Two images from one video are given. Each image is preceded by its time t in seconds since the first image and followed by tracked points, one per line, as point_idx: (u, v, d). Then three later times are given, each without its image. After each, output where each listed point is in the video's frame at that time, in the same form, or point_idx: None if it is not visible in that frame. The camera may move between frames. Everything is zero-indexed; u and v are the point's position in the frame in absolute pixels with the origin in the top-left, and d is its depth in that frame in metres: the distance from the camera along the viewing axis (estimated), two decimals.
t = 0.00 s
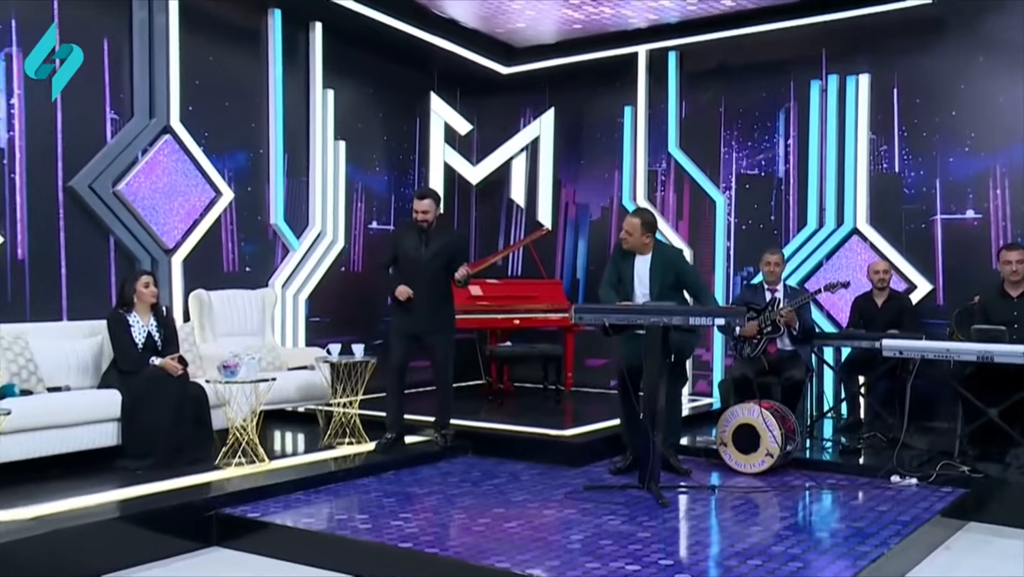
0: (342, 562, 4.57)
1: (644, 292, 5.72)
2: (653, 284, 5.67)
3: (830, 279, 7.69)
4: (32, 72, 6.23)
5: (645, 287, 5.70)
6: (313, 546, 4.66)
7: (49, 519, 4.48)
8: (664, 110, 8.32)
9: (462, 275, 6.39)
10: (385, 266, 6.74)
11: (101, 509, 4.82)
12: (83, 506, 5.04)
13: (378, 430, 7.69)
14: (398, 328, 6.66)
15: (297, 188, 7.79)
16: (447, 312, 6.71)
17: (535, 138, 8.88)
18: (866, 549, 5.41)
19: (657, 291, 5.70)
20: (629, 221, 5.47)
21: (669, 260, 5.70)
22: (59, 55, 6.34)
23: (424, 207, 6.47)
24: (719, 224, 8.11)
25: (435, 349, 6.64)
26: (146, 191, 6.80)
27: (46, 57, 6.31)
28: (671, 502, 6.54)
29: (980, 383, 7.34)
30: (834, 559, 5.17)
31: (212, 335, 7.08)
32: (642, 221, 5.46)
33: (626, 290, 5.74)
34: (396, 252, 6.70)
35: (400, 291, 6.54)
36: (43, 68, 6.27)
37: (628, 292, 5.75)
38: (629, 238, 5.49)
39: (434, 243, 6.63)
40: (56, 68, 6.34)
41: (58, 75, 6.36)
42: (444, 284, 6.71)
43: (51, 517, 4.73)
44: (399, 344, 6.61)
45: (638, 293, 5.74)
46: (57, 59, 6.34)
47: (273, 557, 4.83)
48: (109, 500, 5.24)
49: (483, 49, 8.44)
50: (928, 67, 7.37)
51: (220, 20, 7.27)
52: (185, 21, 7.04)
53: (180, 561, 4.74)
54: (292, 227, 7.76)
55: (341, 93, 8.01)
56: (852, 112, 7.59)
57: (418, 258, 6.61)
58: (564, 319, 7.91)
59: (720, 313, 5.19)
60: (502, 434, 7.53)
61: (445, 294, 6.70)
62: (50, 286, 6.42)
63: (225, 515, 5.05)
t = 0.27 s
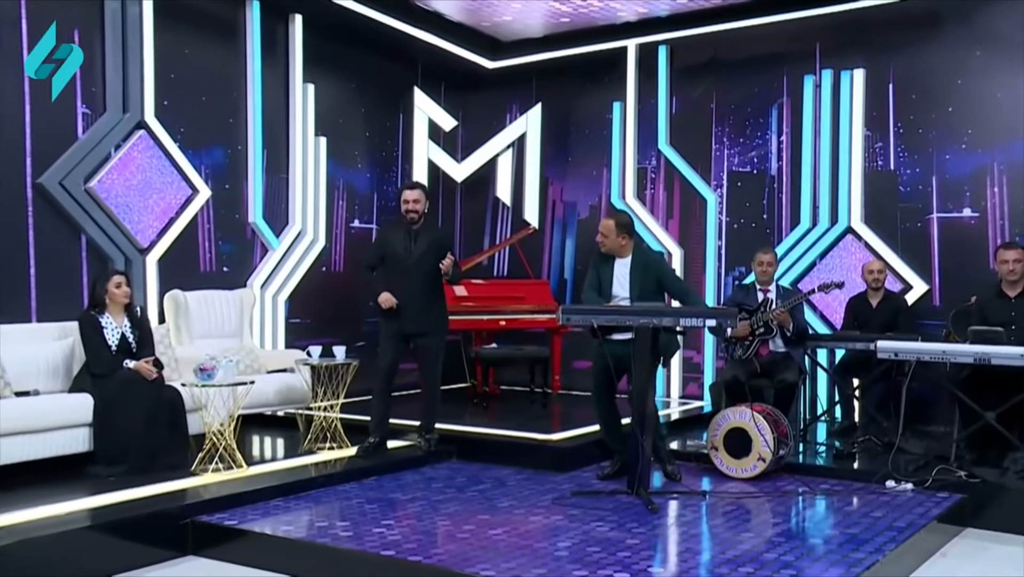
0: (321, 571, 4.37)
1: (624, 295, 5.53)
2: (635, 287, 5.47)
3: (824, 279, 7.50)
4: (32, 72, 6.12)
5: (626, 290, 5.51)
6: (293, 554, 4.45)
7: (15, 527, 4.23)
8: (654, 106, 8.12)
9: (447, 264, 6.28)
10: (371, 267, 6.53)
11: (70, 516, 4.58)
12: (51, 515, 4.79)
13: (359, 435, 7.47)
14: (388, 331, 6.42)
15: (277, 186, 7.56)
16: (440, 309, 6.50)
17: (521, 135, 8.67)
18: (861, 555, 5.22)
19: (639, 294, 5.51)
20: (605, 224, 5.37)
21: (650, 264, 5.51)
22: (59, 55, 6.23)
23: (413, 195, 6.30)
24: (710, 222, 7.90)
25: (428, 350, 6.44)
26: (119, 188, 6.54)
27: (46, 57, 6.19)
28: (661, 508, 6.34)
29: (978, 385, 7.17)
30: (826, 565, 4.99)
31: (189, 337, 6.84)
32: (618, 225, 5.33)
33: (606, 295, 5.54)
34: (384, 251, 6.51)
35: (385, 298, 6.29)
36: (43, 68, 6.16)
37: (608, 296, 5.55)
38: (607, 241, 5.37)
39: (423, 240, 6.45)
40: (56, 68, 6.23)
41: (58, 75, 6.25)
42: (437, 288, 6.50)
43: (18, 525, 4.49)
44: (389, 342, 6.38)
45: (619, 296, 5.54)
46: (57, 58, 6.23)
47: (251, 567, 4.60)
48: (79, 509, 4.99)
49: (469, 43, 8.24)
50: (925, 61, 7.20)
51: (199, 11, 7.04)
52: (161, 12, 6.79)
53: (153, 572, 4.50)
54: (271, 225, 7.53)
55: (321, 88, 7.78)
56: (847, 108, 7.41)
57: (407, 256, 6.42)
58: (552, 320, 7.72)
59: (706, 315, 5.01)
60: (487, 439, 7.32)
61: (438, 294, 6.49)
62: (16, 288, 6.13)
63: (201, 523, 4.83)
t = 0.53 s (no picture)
0: None
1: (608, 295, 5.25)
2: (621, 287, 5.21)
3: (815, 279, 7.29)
4: (32, 72, 5.97)
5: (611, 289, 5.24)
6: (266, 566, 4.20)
7: None
8: (641, 101, 7.89)
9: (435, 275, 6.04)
10: (352, 268, 6.28)
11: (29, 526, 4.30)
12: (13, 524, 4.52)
13: (336, 440, 7.21)
14: (365, 332, 6.18)
15: (251, 182, 7.27)
16: (417, 308, 6.25)
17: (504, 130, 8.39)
18: (853, 564, 4.99)
19: (625, 295, 5.25)
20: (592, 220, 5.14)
21: (635, 262, 5.25)
22: (59, 54, 6.07)
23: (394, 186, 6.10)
24: (699, 220, 7.68)
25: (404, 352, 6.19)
26: (85, 184, 6.24)
27: (46, 57, 6.05)
28: (648, 515, 6.10)
29: (974, 389, 6.96)
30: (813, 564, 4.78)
31: (158, 339, 6.57)
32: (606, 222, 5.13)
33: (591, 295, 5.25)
34: (364, 252, 6.26)
35: (369, 286, 6.07)
36: (43, 69, 6.02)
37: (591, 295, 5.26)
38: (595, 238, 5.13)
39: (403, 238, 6.22)
40: (56, 67, 6.08)
41: (58, 75, 6.10)
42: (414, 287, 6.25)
43: None
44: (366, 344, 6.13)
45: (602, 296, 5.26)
46: (57, 58, 6.07)
47: None
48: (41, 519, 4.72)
49: (449, 34, 8.02)
50: (920, 54, 7.00)
51: None
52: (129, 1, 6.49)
53: None
54: (244, 223, 7.24)
55: (297, 81, 7.49)
56: (839, 102, 7.20)
57: (387, 253, 6.19)
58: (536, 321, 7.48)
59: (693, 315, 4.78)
60: (469, 444, 7.08)
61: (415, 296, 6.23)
62: None
63: (170, 532, 4.56)
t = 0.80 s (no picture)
0: None
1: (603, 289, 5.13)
2: (615, 277, 5.10)
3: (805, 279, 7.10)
4: (32, 72, 5.78)
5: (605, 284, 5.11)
6: None
7: None
8: (626, 96, 7.66)
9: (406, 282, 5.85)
10: (316, 268, 6.03)
11: None
12: None
13: (310, 445, 6.95)
14: (331, 333, 5.94)
15: (221, 179, 6.98)
16: (385, 310, 6.01)
17: (485, 125, 8.15)
18: (845, 573, 4.77)
19: (620, 289, 5.13)
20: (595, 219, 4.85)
21: (627, 252, 5.13)
22: (59, 54, 5.92)
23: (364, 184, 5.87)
24: (685, 218, 7.46)
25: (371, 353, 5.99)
26: (47, 180, 5.91)
27: (46, 57, 5.87)
28: (633, 523, 5.86)
29: (969, 392, 6.77)
30: None
31: (124, 340, 6.27)
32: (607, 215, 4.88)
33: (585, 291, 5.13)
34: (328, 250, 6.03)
35: (335, 292, 5.82)
36: (43, 68, 5.83)
37: (583, 289, 5.13)
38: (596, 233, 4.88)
39: (371, 239, 5.98)
40: (56, 67, 5.92)
41: (58, 75, 5.93)
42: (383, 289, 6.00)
43: None
44: (332, 347, 5.89)
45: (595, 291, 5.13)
46: (57, 58, 5.92)
47: None
48: None
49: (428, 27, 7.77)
50: (911, 48, 6.82)
51: None
52: None
53: None
54: (215, 221, 6.96)
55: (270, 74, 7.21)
56: (830, 97, 7.00)
57: (353, 252, 5.95)
58: (516, 323, 7.24)
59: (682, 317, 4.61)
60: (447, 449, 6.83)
61: (382, 297, 5.99)
62: None
63: (135, 543, 4.30)
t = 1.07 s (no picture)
0: None
1: (602, 289, 4.92)
2: (615, 277, 4.89)
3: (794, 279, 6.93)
4: (31, 72, 5.74)
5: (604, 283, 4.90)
6: None
7: None
8: (612, 90, 7.47)
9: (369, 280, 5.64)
10: (277, 265, 5.80)
11: None
12: None
13: (286, 450, 6.73)
14: (297, 334, 5.73)
15: (194, 175, 6.73)
16: (354, 310, 5.81)
17: (466, 120, 7.93)
18: None
19: (618, 289, 4.92)
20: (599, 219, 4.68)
21: (625, 250, 4.93)
22: (59, 54, 5.89)
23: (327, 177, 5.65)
24: (672, 216, 7.28)
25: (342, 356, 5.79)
26: (10, 176, 5.66)
27: (46, 56, 5.83)
28: (619, 529, 5.66)
29: (962, 395, 6.60)
30: None
31: (93, 342, 6.03)
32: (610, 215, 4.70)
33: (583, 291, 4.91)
34: (291, 247, 5.79)
35: (296, 292, 5.61)
36: (43, 68, 5.79)
37: (580, 290, 4.92)
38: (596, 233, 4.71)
39: (336, 236, 5.78)
40: (56, 68, 5.88)
41: (58, 75, 5.89)
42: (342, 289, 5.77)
43: None
44: (301, 351, 5.68)
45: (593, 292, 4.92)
46: (57, 58, 5.88)
47: None
48: None
49: (408, 19, 7.56)
50: (902, 42, 6.67)
51: None
52: None
53: None
54: (188, 219, 6.71)
55: (244, 67, 6.98)
56: (820, 92, 6.84)
57: (316, 250, 5.74)
58: (498, 324, 7.05)
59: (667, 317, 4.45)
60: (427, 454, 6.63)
61: (344, 297, 5.77)
62: None
63: (101, 553, 4.08)
